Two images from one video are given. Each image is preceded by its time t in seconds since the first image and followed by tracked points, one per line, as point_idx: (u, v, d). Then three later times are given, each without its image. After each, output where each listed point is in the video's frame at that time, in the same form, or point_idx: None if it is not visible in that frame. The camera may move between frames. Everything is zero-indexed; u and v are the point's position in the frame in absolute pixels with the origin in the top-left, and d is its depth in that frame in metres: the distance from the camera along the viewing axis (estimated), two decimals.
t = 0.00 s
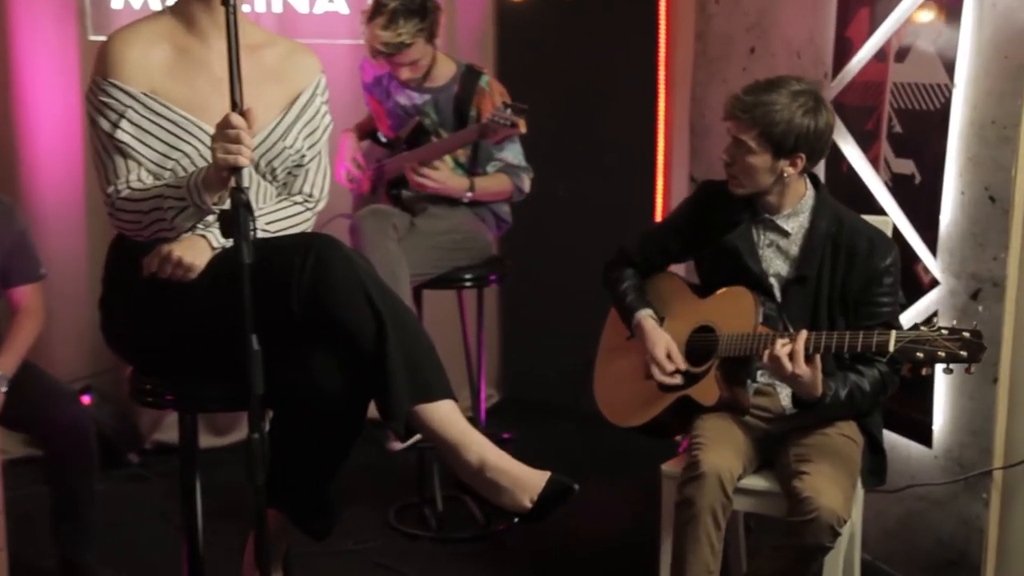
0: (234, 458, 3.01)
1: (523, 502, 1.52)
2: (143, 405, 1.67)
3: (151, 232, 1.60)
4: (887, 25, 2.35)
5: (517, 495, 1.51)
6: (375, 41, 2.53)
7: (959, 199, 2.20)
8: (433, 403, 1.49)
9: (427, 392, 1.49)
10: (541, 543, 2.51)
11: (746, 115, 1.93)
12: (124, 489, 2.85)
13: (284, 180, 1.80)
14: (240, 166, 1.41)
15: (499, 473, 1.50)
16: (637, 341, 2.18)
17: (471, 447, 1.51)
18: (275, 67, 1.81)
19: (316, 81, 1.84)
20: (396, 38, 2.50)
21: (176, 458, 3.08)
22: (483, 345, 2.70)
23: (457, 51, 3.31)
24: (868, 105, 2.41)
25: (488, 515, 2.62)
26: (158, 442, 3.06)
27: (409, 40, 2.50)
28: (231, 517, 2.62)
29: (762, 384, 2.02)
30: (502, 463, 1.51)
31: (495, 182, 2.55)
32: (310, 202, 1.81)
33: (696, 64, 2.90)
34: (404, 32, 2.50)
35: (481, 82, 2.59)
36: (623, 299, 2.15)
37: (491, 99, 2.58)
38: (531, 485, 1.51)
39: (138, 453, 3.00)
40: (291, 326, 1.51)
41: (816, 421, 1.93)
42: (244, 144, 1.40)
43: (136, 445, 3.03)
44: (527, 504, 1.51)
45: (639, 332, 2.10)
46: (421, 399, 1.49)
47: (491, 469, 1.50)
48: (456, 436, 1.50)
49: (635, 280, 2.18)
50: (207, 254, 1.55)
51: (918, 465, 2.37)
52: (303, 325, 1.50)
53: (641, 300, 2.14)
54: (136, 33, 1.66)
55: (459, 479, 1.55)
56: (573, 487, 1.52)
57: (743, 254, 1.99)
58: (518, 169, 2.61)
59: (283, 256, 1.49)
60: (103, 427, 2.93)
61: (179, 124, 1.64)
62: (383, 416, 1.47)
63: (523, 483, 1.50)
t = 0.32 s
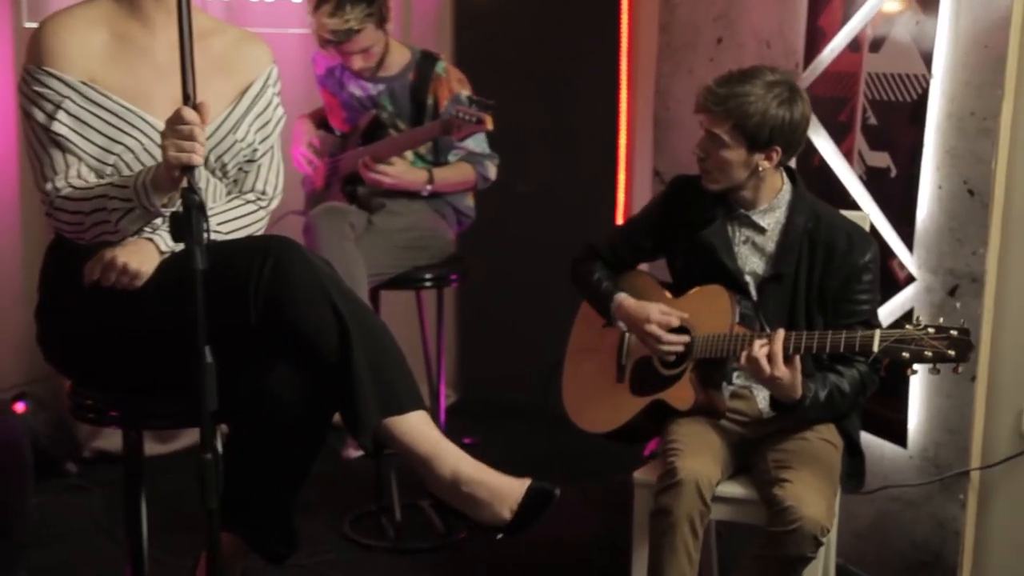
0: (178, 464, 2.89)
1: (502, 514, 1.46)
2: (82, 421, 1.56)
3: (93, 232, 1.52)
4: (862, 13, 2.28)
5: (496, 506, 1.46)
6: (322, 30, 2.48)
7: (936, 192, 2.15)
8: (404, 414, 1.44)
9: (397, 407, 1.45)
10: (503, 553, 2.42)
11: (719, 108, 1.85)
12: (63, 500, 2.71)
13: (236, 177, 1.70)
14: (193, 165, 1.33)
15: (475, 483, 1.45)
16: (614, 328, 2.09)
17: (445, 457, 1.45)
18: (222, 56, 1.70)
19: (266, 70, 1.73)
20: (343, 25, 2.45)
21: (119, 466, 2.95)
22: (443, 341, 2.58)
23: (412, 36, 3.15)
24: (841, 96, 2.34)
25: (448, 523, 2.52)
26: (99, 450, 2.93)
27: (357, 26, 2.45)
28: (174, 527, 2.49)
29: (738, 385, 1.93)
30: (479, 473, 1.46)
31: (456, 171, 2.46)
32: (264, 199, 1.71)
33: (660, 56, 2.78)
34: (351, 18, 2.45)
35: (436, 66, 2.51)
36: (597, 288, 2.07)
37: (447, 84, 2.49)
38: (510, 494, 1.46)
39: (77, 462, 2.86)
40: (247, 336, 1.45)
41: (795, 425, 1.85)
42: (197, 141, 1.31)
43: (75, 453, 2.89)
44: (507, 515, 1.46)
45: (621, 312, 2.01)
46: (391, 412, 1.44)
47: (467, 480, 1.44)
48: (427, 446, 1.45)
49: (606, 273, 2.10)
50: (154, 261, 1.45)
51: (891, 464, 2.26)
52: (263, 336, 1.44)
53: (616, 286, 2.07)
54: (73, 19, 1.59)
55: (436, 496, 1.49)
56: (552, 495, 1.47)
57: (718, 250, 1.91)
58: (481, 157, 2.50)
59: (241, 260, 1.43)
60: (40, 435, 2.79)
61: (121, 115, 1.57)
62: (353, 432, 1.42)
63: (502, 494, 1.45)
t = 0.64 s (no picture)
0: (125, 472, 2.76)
1: (476, 526, 1.37)
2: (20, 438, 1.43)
3: (34, 235, 1.40)
4: (833, 3, 2.22)
5: (469, 517, 1.36)
6: (266, 19, 2.40)
7: (911, 185, 2.09)
8: (369, 424, 1.35)
9: (362, 413, 1.35)
10: (469, 559, 2.33)
11: (697, 99, 1.78)
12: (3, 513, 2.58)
13: (185, 172, 1.59)
14: (143, 163, 1.22)
15: (446, 496, 1.35)
16: (584, 326, 2.02)
17: (412, 469, 1.35)
18: (165, 43, 1.59)
19: (213, 58, 1.62)
20: (284, 15, 2.37)
21: (62, 476, 2.82)
22: (403, 347, 2.50)
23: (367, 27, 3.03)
24: (812, 87, 2.29)
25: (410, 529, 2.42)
26: (40, 459, 2.80)
27: (298, 15, 2.36)
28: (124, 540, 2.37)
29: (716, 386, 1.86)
30: (451, 484, 1.36)
31: (416, 165, 2.36)
32: (217, 194, 1.60)
33: (621, 43, 2.71)
34: (292, 8, 2.37)
35: (396, 57, 2.40)
36: (567, 290, 1.99)
37: (407, 77, 2.39)
38: (484, 504, 1.36)
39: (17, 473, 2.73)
40: (202, 344, 1.35)
41: (775, 429, 1.78)
42: (147, 137, 1.21)
43: (14, 464, 2.76)
44: (482, 525, 1.36)
45: (592, 309, 1.94)
46: (357, 423, 1.35)
47: (434, 491, 1.35)
48: (392, 458, 1.36)
49: (576, 272, 2.01)
50: (100, 263, 1.36)
51: (866, 465, 2.22)
52: (220, 340, 1.34)
53: (586, 285, 1.99)
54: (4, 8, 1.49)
55: (407, 513, 1.39)
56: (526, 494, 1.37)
57: (694, 248, 1.84)
58: (440, 151, 2.41)
59: (196, 261, 1.32)
60: None
61: (59, 105, 1.46)
62: (315, 447, 1.33)
63: (474, 503, 1.35)
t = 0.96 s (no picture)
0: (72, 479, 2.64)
1: (449, 562, 1.33)
2: None
3: None
4: None
5: (442, 551, 1.32)
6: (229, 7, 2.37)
7: (889, 179, 2.04)
8: (345, 441, 1.29)
9: (336, 430, 1.29)
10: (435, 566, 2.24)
11: (680, 92, 1.72)
12: None
13: (140, 168, 1.50)
14: (100, 162, 1.14)
15: (420, 525, 1.30)
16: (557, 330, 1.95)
17: (387, 494, 1.30)
18: (117, 29, 1.50)
19: (168, 45, 1.53)
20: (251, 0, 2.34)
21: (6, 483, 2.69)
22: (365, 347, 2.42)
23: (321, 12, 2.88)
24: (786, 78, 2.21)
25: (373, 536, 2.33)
26: None
27: None
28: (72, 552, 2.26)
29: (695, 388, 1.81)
30: (426, 515, 1.31)
31: (378, 158, 2.28)
32: (174, 190, 1.51)
33: (583, 34, 2.58)
34: None
35: (355, 46, 2.31)
36: (538, 296, 1.92)
37: (367, 68, 2.30)
38: (458, 540, 1.32)
39: None
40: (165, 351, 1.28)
41: (758, 434, 1.72)
42: (104, 134, 1.13)
43: None
44: (454, 561, 1.32)
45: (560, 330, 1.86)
46: (329, 439, 1.29)
47: (410, 519, 1.30)
48: (368, 479, 1.30)
49: (548, 276, 1.94)
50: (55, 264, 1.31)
51: (842, 466, 2.17)
52: (184, 349, 1.27)
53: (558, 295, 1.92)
54: None
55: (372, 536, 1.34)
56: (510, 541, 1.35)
57: (675, 246, 1.77)
58: (402, 143, 2.32)
59: (162, 262, 1.27)
60: None
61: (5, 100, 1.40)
62: (285, 465, 1.26)
63: (449, 538, 1.32)
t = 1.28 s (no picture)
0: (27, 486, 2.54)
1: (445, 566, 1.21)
2: None
3: None
4: None
5: (436, 557, 1.21)
6: None
7: (872, 175, 1.99)
8: (325, 450, 1.19)
9: (316, 437, 1.19)
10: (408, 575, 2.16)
11: (666, 84, 1.65)
12: None
13: (105, 168, 1.44)
14: (64, 161, 1.06)
15: (411, 531, 1.20)
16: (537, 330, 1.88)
17: (374, 502, 1.20)
18: (78, 23, 1.44)
19: (134, 39, 1.48)
20: None
21: None
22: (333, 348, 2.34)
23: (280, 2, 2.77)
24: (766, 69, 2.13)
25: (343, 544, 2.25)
26: None
27: None
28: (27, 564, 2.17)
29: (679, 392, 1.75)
30: (416, 519, 1.20)
31: (351, 155, 2.21)
32: (141, 190, 1.45)
33: (552, 25, 2.49)
34: None
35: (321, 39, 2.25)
36: (518, 287, 1.85)
37: (334, 60, 2.23)
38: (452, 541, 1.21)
39: None
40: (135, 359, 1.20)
41: (746, 438, 1.66)
42: (68, 130, 1.05)
43: None
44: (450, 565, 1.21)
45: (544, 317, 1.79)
46: (310, 448, 1.19)
47: (399, 526, 1.19)
48: (351, 490, 1.20)
49: (527, 270, 1.87)
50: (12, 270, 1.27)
51: (824, 468, 2.12)
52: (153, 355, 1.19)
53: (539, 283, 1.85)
54: None
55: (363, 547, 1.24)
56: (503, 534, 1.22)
57: (660, 243, 1.72)
58: (372, 138, 2.26)
59: (128, 265, 1.19)
60: None
61: None
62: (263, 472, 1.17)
63: (442, 541, 1.20)
